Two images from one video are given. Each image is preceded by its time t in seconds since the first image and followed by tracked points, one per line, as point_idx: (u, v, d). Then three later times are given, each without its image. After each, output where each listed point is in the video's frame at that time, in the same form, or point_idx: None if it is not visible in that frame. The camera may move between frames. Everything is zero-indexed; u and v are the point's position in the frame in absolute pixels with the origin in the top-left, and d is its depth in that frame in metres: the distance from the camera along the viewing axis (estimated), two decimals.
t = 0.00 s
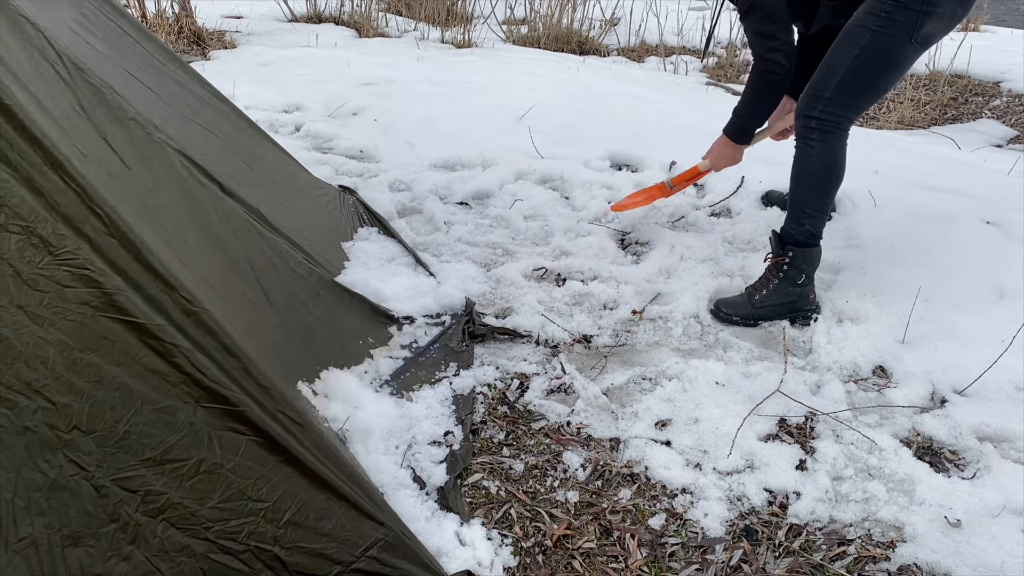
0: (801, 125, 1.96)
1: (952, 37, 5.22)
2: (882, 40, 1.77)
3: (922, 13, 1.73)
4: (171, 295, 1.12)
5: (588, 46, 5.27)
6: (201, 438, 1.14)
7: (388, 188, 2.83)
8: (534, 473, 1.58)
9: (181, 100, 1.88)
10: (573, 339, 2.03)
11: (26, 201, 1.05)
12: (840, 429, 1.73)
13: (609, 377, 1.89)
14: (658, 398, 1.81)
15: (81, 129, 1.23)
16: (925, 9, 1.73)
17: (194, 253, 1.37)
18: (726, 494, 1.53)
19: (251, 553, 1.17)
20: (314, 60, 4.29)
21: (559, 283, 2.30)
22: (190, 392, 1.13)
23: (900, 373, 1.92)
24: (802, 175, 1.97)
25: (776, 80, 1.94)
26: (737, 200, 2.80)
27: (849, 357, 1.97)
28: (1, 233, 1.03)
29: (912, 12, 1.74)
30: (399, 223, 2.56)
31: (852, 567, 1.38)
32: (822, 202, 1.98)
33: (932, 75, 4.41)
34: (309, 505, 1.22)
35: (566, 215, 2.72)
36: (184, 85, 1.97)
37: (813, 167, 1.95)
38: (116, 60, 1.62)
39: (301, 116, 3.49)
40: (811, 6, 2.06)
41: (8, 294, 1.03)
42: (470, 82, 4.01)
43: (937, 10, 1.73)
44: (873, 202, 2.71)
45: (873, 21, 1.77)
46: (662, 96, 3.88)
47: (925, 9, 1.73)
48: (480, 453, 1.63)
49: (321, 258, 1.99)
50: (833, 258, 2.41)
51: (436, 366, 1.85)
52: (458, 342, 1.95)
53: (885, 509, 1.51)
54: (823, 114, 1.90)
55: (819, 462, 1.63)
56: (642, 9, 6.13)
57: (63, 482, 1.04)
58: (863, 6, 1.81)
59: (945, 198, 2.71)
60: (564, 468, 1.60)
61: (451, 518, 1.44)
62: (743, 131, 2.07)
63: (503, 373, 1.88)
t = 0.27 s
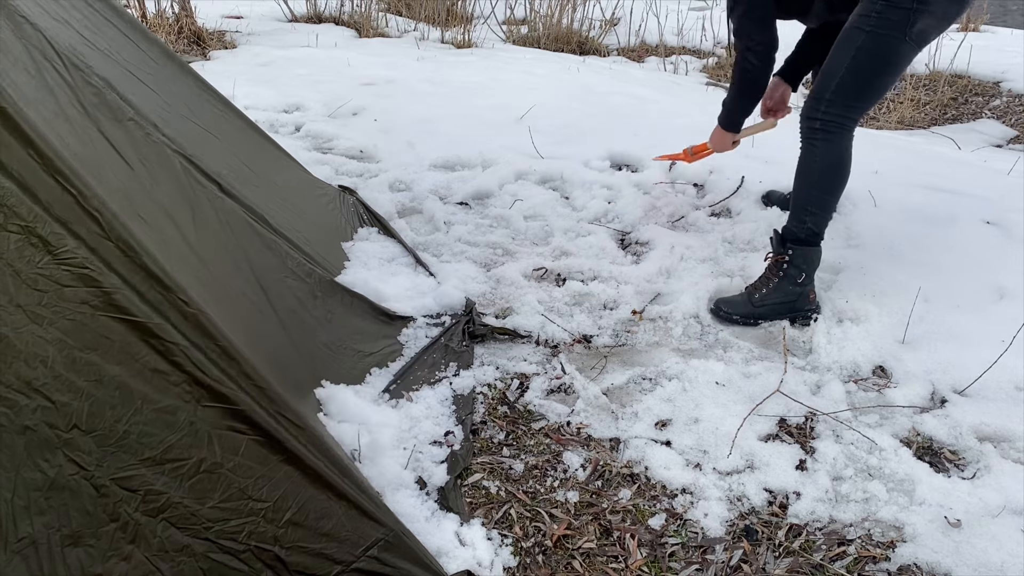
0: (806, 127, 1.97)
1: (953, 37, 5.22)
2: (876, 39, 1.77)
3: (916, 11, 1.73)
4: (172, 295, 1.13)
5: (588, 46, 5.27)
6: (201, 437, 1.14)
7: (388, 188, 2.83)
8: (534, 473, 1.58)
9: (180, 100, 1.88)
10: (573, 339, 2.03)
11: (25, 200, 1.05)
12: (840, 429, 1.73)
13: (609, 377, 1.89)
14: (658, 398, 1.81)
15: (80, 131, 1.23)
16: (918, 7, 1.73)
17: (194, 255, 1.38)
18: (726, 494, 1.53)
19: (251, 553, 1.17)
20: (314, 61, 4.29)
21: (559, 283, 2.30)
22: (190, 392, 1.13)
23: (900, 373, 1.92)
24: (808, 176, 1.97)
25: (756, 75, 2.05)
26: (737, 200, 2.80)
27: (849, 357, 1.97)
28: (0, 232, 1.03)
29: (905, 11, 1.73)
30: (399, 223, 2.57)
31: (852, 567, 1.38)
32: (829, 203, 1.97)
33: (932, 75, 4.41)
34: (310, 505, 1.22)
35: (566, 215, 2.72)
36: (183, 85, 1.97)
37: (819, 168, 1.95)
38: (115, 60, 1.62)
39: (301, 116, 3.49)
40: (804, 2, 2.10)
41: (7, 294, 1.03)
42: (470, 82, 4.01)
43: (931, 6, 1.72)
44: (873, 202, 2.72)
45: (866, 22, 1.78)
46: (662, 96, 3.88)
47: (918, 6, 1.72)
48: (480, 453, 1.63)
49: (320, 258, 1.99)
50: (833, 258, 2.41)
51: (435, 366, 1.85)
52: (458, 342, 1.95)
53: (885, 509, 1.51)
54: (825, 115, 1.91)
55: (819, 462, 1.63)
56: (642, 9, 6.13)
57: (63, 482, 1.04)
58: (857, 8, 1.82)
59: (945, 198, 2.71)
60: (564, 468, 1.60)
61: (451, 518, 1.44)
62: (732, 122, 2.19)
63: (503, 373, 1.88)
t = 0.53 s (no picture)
0: (812, 133, 1.99)
1: (953, 37, 5.22)
2: (865, 41, 1.80)
3: (899, 10, 1.75)
4: (173, 296, 1.13)
5: (588, 46, 5.27)
6: (201, 438, 1.14)
7: (388, 188, 2.83)
8: (534, 473, 1.58)
9: (181, 99, 1.88)
10: (573, 339, 2.03)
11: (25, 201, 1.05)
12: (840, 429, 1.73)
13: (609, 377, 1.89)
14: (658, 398, 1.81)
15: (81, 130, 1.23)
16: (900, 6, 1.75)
17: (195, 254, 1.38)
18: (726, 494, 1.53)
19: (251, 553, 1.17)
20: (314, 61, 4.29)
21: (559, 283, 2.30)
22: (190, 392, 1.13)
23: (900, 373, 1.92)
24: (815, 180, 1.98)
25: (735, 73, 2.25)
26: (737, 200, 2.80)
27: (849, 357, 1.97)
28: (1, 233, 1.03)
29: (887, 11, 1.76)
30: (399, 223, 2.57)
31: (852, 567, 1.38)
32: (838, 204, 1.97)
33: (932, 75, 4.41)
34: (309, 505, 1.22)
35: (566, 215, 2.72)
36: (183, 85, 1.97)
37: (827, 171, 1.95)
38: (116, 60, 1.62)
39: (301, 116, 3.49)
40: None
41: (8, 294, 1.03)
42: (470, 82, 4.01)
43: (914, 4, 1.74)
44: (873, 202, 2.72)
45: (853, 26, 1.82)
46: (662, 96, 3.88)
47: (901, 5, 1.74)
48: (480, 453, 1.63)
49: (320, 258, 1.99)
50: (833, 258, 2.41)
51: (435, 366, 1.85)
52: (459, 342, 1.95)
53: (885, 509, 1.51)
54: (828, 120, 1.93)
55: (819, 462, 1.63)
56: (642, 9, 6.13)
57: (63, 482, 1.04)
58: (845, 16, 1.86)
59: (945, 198, 2.71)
60: (564, 468, 1.60)
61: (451, 518, 1.44)
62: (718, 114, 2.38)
63: (503, 373, 1.88)
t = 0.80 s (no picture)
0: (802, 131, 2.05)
1: (953, 37, 5.22)
2: (846, 39, 1.87)
3: (877, 7, 1.82)
4: (173, 296, 1.13)
5: (588, 46, 5.27)
6: (201, 437, 1.14)
7: (388, 188, 2.83)
8: (534, 473, 1.58)
9: (182, 98, 1.88)
10: (573, 339, 2.03)
11: (26, 201, 1.05)
12: (840, 429, 1.73)
13: (609, 377, 1.89)
14: (658, 398, 1.81)
15: (82, 129, 1.23)
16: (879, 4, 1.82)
17: (195, 254, 1.38)
18: (726, 494, 1.53)
19: (251, 553, 1.17)
20: (314, 61, 4.29)
21: (559, 283, 2.30)
22: (190, 392, 1.13)
23: (900, 373, 1.92)
24: (805, 175, 2.02)
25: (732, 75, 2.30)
26: (737, 200, 2.80)
27: (849, 357, 1.97)
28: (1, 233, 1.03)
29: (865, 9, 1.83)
30: (399, 224, 2.56)
31: (852, 567, 1.38)
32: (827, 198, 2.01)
33: (932, 75, 4.41)
34: (309, 505, 1.22)
35: (566, 215, 2.72)
36: (184, 84, 1.97)
37: (816, 166, 2.00)
38: (117, 60, 1.62)
39: (301, 116, 3.49)
40: None
41: (9, 294, 1.03)
42: (470, 82, 4.01)
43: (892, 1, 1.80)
44: (873, 202, 2.72)
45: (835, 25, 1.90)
46: (662, 96, 3.87)
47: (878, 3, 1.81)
48: (480, 453, 1.63)
49: (321, 258, 1.99)
50: (833, 258, 2.41)
51: (435, 366, 1.85)
52: (459, 342, 1.95)
53: (886, 509, 1.51)
54: (816, 117, 1.99)
55: (819, 462, 1.63)
56: (642, 9, 6.13)
57: (63, 482, 1.04)
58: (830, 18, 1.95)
59: (945, 198, 2.71)
60: (564, 469, 1.60)
61: (451, 518, 1.44)
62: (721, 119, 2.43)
63: (503, 373, 1.88)
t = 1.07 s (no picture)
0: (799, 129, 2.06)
1: (953, 37, 5.22)
2: (842, 39, 1.88)
3: (873, 8, 1.82)
4: (172, 295, 1.13)
5: (588, 46, 5.27)
6: (201, 437, 1.14)
7: (388, 188, 2.83)
8: (534, 473, 1.58)
9: (182, 98, 1.88)
10: (573, 339, 2.03)
11: (26, 201, 1.05)
12: (840, 429, 1.73)
13: (609, 377, 1.89)
14: (658, 398, 1.81)
15: (82, 130, 1.23)
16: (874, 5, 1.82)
17: (195, 254, 1.38)
18: (726, 494, 1.53)
19: (251, 553, 1.17)
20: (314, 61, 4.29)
21: (559, 283, 2.30)
22: (190, 392, 1.13)
23: (900, 373, 1.91)
24: (801, 173, 2.03)
25: (739, 109, 2.47)
26: (736, 200, 2.80)
27: (849, 357, 1.97)
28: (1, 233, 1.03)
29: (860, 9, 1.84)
30: (399, 224, 2.56)
31: (852, 567, 1.38)
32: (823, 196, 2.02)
33: (932, 75, 4.41)
34: (309, 505, 1.22)
35: (566, 215, 2.72)
36: (184, 84, 1.97)
37: (813, 164, 2.01)
38: (117, 59, 1.62)
39: (301, 116, 3.49)
40: None
41: (9, 294, 1.03)
42: (470, 82, 4.01)
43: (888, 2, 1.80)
44: (873, 202, 2.72)
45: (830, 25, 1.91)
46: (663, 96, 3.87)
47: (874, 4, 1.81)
48: (480, 453, 1.63)
49: (321, 258, 1.99)
50: (833, 258, 2.41)
51: (435, 366, 1.85)
52: (459, 342, 1.95)
53: (886, 509, 1.51)
54: (812, 116, 2.00)
55: (819, 462, 1.63)
56: (642, 9, 6.13)
57: (63, 482, 1.04)
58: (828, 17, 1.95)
59: (945, 198, 2.71)
60: (564, 468, 1.60)
61: (451, 518, 1.44)
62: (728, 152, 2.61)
63: (503, 373, 1.88)
